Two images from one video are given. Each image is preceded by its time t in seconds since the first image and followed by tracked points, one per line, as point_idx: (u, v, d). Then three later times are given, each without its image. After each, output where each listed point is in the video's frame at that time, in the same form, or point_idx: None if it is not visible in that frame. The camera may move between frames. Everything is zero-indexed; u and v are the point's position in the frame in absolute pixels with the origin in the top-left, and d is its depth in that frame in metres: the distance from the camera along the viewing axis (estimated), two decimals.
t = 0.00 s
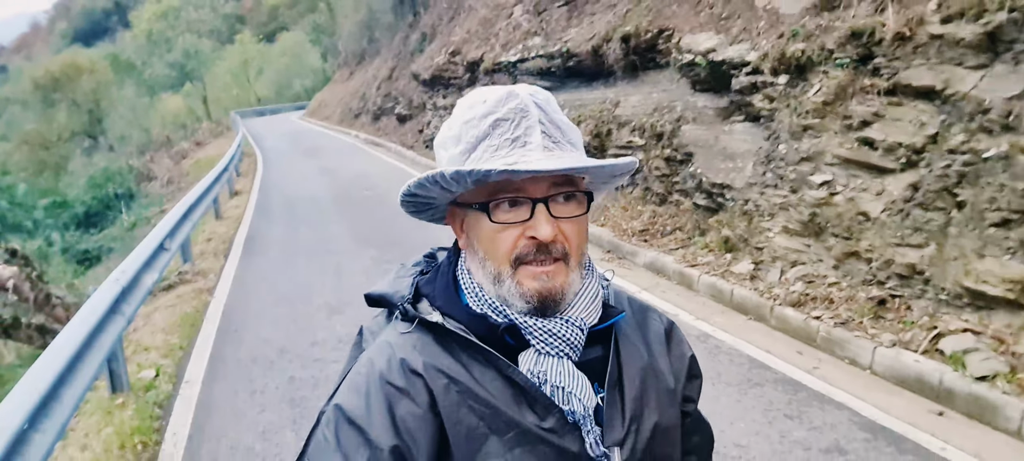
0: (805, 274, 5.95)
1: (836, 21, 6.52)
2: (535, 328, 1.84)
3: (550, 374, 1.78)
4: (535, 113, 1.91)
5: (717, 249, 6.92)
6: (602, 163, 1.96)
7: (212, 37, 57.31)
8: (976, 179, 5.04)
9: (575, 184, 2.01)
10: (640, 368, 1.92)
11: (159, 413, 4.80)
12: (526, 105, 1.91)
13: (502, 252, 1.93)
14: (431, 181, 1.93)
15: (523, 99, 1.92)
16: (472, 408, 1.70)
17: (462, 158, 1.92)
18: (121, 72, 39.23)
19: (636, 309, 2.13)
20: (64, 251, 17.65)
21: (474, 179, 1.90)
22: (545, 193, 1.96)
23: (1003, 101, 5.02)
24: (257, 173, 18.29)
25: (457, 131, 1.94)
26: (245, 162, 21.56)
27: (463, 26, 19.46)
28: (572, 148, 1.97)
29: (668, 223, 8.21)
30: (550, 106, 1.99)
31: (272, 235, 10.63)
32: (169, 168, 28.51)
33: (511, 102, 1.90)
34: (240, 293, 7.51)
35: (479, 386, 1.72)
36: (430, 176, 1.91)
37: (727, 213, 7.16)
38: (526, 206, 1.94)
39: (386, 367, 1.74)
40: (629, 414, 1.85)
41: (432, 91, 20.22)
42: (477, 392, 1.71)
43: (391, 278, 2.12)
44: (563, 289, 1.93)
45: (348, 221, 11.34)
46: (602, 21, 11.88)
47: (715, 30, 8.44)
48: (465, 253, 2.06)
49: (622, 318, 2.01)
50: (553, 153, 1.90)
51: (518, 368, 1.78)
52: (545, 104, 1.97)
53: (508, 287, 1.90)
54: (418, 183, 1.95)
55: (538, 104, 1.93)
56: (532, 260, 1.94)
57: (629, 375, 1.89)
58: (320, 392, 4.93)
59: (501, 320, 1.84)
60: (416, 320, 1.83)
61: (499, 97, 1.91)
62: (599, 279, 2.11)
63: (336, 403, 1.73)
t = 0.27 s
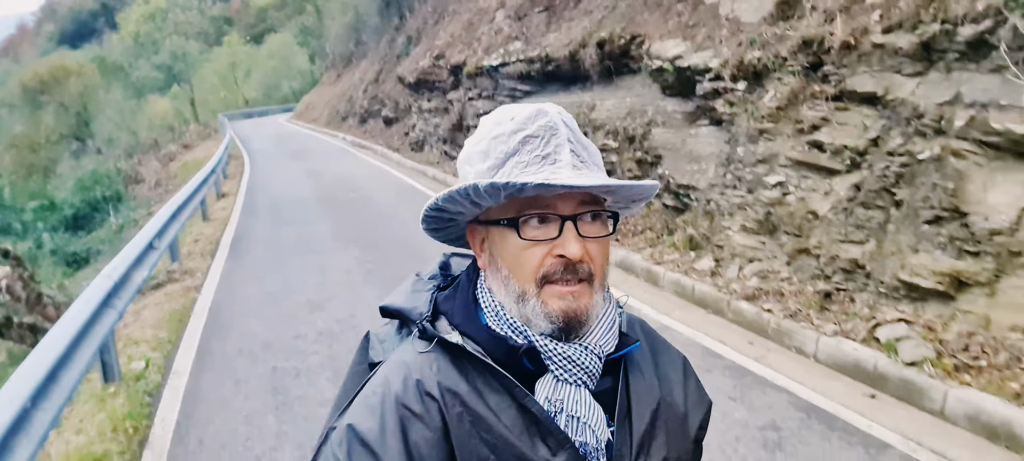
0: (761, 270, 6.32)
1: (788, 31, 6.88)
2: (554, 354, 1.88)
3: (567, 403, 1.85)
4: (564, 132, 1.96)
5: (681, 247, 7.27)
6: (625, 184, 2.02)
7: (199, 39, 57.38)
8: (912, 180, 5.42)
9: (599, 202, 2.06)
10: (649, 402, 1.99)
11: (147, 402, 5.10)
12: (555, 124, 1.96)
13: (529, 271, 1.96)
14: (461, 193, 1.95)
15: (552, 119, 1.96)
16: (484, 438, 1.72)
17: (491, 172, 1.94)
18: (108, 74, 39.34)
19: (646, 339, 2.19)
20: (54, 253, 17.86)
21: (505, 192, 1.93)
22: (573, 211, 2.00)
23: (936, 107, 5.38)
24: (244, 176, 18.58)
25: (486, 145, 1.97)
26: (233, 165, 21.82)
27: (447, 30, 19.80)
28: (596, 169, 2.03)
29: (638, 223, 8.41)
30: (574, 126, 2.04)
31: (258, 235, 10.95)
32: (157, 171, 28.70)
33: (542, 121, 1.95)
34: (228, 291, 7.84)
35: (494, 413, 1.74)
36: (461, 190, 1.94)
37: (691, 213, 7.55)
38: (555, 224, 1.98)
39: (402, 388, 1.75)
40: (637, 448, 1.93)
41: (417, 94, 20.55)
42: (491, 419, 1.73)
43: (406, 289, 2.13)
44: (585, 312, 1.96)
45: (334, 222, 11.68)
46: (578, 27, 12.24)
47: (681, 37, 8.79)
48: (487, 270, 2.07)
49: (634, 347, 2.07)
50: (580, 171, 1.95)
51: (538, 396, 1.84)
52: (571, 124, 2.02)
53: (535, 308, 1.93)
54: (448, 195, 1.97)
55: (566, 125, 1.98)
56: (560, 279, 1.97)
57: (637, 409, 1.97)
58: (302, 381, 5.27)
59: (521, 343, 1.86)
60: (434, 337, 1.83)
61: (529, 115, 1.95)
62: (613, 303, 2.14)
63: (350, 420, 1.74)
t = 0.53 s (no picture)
0: (720, 262, 6.70)
1: (746, 36, 7.26)
2: (560, 337, 1.82)
3: (570, 388, 1.77)
4: (568, 120, 1.88)
5: (648, 241, 7.63)
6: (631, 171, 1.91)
7: (187, 39, 57.44)
8: (856, 176, 5.81)
9: (602, 189, 1.97)
10: (656, 392, 1.91)
11: (137, 385, 5.41)
12: (559, 113, 1.89)
13: (528, 251, 1.90)
14: (459, 176, 1.91)
15: (556, 110, 1.90)
16: (485, 420, 1.68)
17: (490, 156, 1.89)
18: (97, 75, 39.43)
19: (657, 334, 2.12)
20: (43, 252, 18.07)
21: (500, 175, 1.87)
22: (571, 192, 1.92)
23: (877, 108, 5.75)
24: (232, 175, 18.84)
25: (490, 133, 1.93)
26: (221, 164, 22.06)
27: (432, 31, 20.13)
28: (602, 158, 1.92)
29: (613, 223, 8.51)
30: (583, 121, 1.96)
31: (245, 232, 11.25)
32: (146, 170, 28.88)
33: (545, 112, 1.88)
34: (214, 284, 8.15)
35: (495, 397, 1.70)
36: (458, 174, 1.90)
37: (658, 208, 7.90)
38: (552, 205, 1.91)
39: (405, 370, 1.70)
40: (642, 439, 1.84)
41: (403, 94, 20.87)
42: (493, 402, 1.69)
43: (416, 280, 2.08)
44: (584, 293, 1.88)
45: (319, 220, 11.99)
46: (557, 29, 12.61)
47: (651, 40, 9.16)
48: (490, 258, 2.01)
49: (643, 339, 2.01)
50: (581, 156, 1.85)
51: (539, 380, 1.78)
52: (578, 117, 1.95)
53: (532, 290, 1.86)
54: (448, 179, 1.94)
55: (571, 116, 1.90)
56: (558, 259, 1.90)
57: (644, 400, 1.88)
58: (285, 365, 5.60)
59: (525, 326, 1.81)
60: (439, 322, 1.80)
61: (534, 108, 1.90)
62: (621, 296, 2.09)
63: (352, 403, 1.70)
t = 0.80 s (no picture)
0: (689, 252, 7.06)
1: (716, 37, 7.64)
2: (532, 357, 1.89)
3: (546, 406, 1.85)
4: (521, 134, 1.94)
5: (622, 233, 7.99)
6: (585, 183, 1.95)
7: (182, 38, 57.61)
8: (812, 169, 6.17)
9: (559, 202, 2.04)
10: (640, 403, 1.95)
11: (135, 365, 5.74)
12: (514, 128, 1.95)
13: (481, 270, 1.98)
14: (416, 196, 2.04)
15: (512, 122, 1.96)
16: (466, 441, 1.74)
17: (446, 175, 2.00)
18: (92, 73, 39.62)
19: (638, 337, 2.15)
20: (39, 248, 18.32)
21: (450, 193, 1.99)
22: (521, 208, 2.00)
23: (834, 105, 6.12)
24: (226, 172, 19.13)
25: (451, 152, 2.02)
26: (215, 162, 22.35)
27: (424, 32, 20.49)
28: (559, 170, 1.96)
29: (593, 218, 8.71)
30: (545, 132, 2.00)
31: (238, 227, 11.57)
32: (141, 169, 29.13)
33: (501, 125, 1.96)
34: (208, 275, 8.48)
35: (474, 418, 1.75)
36: (414, 193, 2.04)
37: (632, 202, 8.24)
38: (501, 223, 2.01)
39: (381, 394, 1.75)
40: (626, 450, 1.88)
41: (395, 93, 21.23)
42: (472, 423, 1.75)
43: (391, 296, 2.11)
44: (540, 313, 1.96)
45: (310, 215, 12.32)
46: (543, 30, 12.98)
47: (629, 42, 9.52)
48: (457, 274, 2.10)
49: (622, 349, 2.05)
50: (530, 170, 1.90)
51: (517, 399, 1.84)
52: (539, 128, 1.99)
53: (488, 310, 1.95)
54: (407, 199, 2.08)
55: (528, 128, 1.96)
56: (510, 277, 1.98)
57: (627, 411, 1.93)
58: (276, 346, 5.97)
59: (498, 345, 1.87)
60: (417, 344, 1.84)
61: (491, 122, 1.98)
62: (596, 306, 2.14)
63: (329, 428, 1.75)
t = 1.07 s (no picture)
0: (664, 254, 7.47)
1: (689, 53, 8.11)
2: (534, 317, 1.88)
3: (547, 362, 1.81)
4: (513, 103, 1.88)
5: (604, 237, 8.41)
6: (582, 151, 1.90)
7: (181, 50, 58.15)
8: (775, 176, 6.61)
9: (558, 171, 1.98)
10: (640, 360, 1.96)
11: (140, 356, 6.12)
12: (504, 97, 1.89)
13: (482, 241, 1.95)
14: (413, 175, 2.02)
15: (502, 91, 1.89)
16: (472, 394, 1.72)
17: (441, 153, 1.97)
18: (92, 85, 40.06)
19: (637, 302, 2.17)
20: (40, 254, 18.64)
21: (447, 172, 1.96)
22: (518, 181, 1.95)
23: (795, 117, 6.55)
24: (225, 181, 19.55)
25: (444, 126, 1.98)
26: (214, 172, 22.77)
27: (418, 45, 20.99)
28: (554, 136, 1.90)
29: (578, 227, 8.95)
30: (537, 95, 1.93)
31: (237, 232, 11.97)
32: (141, 179, 29.51)
33: (491, 95, 1.89)
34: (207, 276, 8.87)
35: (480, 373, 1.73)
36: (411, 171, 2.02)
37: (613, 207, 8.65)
38: (500, 197, 1.96)
39: (389, 351, 1.74)
40: (628, 404, 1.88)
41: (391, 105, 21.70)
42: (476, 377, 1.73)
43: (394, 261, 2.11)
44: (540, 282, 1.94)
45: (307, 221, 12.72)
46: (532, 44, 13.47)
47: (612, 56, 9.99)
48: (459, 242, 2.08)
49: (624, 309, 2.06)
50: (526, 143, 1.85)
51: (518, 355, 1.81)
52: (530, 93, 1.91)
53: (490, 277, 1.91)
54: (405, 177, 2.05)
55: (519, 95, 1.89)
56: (510, 250, 1.95)
57: (629, 365, 1.93)
58: (271, 338, 6.36)
59: (499, 306, 1.85)
60: (418, 302, 1.84)
61: (481, 91, 1.91)
62: (598, 268, 2.14)
63: (338, 385, 1.72)
